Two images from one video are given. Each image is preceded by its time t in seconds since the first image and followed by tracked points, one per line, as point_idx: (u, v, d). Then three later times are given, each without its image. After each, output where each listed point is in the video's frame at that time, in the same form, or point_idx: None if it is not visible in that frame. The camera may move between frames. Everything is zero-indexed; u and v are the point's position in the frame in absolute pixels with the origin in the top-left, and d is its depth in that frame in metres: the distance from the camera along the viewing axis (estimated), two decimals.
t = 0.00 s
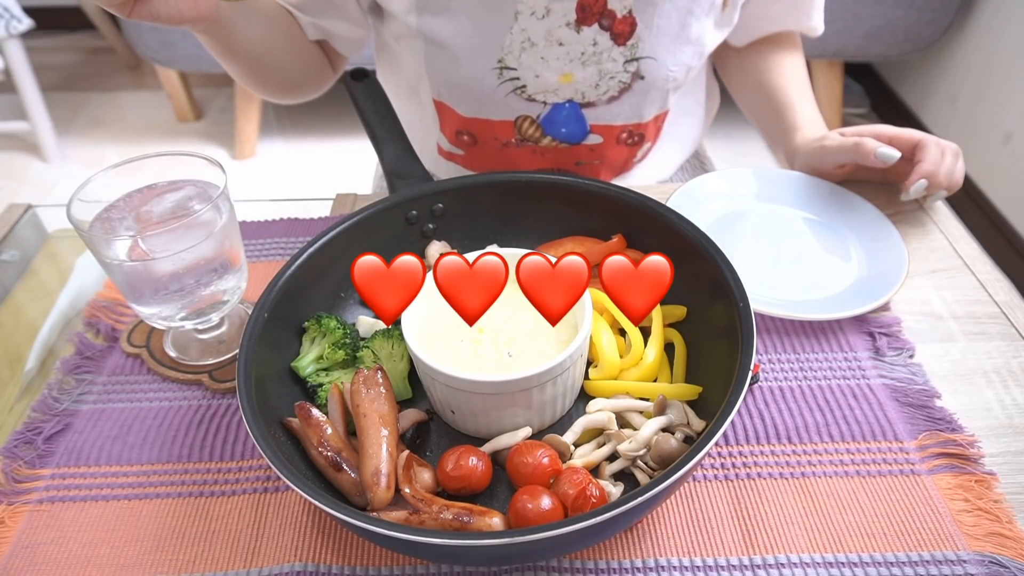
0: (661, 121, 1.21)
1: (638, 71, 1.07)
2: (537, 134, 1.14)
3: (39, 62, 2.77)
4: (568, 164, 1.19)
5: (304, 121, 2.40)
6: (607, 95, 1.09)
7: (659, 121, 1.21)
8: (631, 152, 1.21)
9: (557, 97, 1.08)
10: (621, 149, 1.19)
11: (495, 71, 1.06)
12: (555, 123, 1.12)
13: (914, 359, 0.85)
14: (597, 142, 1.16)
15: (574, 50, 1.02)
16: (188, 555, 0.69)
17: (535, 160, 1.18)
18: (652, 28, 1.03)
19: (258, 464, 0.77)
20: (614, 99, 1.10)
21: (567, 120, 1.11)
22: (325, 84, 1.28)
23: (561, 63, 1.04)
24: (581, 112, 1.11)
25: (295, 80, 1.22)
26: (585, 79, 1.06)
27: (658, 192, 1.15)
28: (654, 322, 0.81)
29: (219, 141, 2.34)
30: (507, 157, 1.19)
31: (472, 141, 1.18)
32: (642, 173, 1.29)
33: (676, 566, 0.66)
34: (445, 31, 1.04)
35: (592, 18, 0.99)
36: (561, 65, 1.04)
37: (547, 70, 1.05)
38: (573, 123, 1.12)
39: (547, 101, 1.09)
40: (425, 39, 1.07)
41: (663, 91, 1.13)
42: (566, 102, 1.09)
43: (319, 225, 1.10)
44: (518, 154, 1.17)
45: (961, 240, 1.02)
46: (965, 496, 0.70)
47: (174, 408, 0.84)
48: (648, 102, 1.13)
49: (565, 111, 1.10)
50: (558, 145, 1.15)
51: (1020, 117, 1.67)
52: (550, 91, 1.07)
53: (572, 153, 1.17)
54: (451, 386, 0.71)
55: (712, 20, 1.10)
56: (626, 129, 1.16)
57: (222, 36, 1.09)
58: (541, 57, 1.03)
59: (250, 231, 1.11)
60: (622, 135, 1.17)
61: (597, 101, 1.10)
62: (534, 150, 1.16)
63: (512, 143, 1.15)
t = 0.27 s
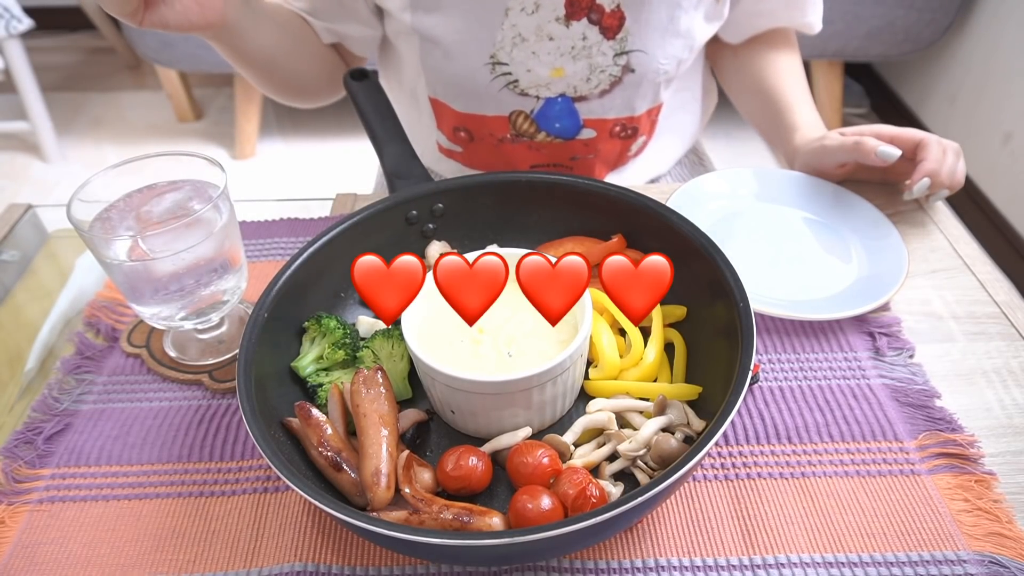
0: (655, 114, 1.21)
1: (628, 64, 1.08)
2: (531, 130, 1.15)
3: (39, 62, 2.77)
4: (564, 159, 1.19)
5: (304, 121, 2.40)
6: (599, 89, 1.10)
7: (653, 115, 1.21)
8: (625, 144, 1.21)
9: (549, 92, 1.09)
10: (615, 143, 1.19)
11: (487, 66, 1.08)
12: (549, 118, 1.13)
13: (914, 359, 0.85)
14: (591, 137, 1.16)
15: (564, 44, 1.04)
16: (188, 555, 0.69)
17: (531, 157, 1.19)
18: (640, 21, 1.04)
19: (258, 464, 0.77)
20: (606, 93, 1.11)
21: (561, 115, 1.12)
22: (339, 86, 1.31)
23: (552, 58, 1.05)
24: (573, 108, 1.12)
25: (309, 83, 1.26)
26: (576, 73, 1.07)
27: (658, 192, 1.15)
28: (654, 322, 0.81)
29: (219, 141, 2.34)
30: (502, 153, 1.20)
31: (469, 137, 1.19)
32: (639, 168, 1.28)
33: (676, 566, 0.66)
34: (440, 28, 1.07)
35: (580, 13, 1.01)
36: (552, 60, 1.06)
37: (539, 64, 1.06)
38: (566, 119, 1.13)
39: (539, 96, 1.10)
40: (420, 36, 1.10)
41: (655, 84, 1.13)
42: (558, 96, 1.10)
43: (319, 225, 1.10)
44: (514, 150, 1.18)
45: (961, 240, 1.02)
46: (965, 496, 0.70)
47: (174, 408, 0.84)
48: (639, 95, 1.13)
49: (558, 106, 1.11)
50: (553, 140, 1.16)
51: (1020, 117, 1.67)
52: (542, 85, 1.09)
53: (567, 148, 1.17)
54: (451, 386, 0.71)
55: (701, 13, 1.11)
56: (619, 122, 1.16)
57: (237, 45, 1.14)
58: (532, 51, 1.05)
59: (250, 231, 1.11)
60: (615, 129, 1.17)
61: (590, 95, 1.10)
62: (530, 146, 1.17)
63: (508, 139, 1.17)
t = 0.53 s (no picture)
0: (651, 112, 1.21)
1: (623, 64, 1.08)
2: (529, 129, 1.15)
3: (39, 62, 2.77)
4: (561, 159, 1.20)
5: (304, 121, 2.40)
6: (594, 89, 1.10)
7: (649, 112, 1.20)
8: (621, 142, 1.21)
9: (545, 91, 1.10)
10: (612, 142, 1.19)
11: (483, 67, 1.09)
12: (545, 118, 1.13)
13: (914, 359, 0.85)
14: (588, 135, 1.16)
15: (559, 45, 1.04)
16: (188, 555, 0.69)
17: (528, 156, 1.19)
18: (635, 22, 1.04)
19: (258, 464, 0.77)
20: (601, 92, 1.11)
21: (558, 114, 1.12)
22: (344, 89, 1.32)
23: (547, 58, 1.06)
24: (569, 107, 1.12)
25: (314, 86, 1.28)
26: (571, 73, 1.07)
27: (658, 192, 1.15)
28: (654, 322, 0.81)
29: (219, 141, 2.34)
30: (501, 153, 1.20)
31: (467, 138, 1.20)
32: (636, 165, 1.29)
33: (676, 566, 0.66)
34: (437, 29, 1.07)
35: (574, 14, 1.02)
36: (547, 60, 1.06)
37: (534, 64, 1.07)
38: (562, 118, 1.13)
39: (535, 95, 1.11)
40: (418, 38, 1.10)
41: (650, 83, 1.12)
42: (554, 96, 1.10)
43: (319, 225, 1.11)
44: (512, 149, 1.18)
45: (961, 240, 1.02)
46: (965, 497, 0.70)
47: (174, 408, 0.84)
48: (635, 94, 1.13)
49: (554, 106, 1.11)
50: (549, 139, 1.16)
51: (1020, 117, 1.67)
52: (538, 85, 1.09)
53: (565, 148, 1.18)
54: (451, 386, 0.71)
55: (695, 13, 1.11)
56: (615, 120, 1.16)
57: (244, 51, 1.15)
58: (527, 52, 1.06)
59: (250, 231, 1.11)
60: (611, 128, 1.17)
61: (585, 94, 1.11)
62: (527, 146, 1.18)
63: (506, 138, 1.17)
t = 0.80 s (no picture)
0: (650, 111, 1.21)
1: (621, 64, 1.08)
2: (528, 129, 1.14)
3: (39, 62, 2.77)
4: (560, 159, 1.20)
5: (304, 121, 2.40)
6: (592, 89, 1.10)
7: (647, 112, 1.20)
8: (620, 142, 1.21)
9: (543, 92, 1.10)
10: (611, 141, 1.19)
11: (481, 68, 1.08)
12: (544, 118, 1.13)
13: (914, 359, 0.85)
14: (586, 136, 1.16)
15: (556, 45, 1.04)
16: (188, 555, 0.69)
17: (527, 157, 1.19)
18: (631, 21, 1.04)
19: (258, 464, 0.77)
20: (598, 93, 1.11)
21: (555, 115, 1.12)
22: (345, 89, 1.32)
23: (544, 58, 1.06)
24: (568, 107, 1.11)
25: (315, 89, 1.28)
26: (569, 73, 1.07)
27: (658, 193, 1.15)
28: (655, 322, 0.81)
29: (219, 141, 2.34)
30: (500, 153, 1.20)
31: (467, 138, 1.20)
32: (635, 164, 1.29)
33: (676, 566, 0.66)
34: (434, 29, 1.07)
35: (571, 14, 1.02)
36: (545, 60, 1.06)
37: (532, 65, 1.07)
38: (561, 118, 1.13)
39: (534, 95, 1.10)
40: (416, 40, 1.11)
41: (647, 83, 1.12)
42: (552, 96, 1.10)
43: (319, 225, 1.10)
44: (511, 150, 1.18)
45: (961, 240, 1.02)
46: (965, 497, 0.70)
47: (174, 408, 0.84)
48: (633, 94, 1.13)
49: (553, 106, 1.11)
50: (548, 140, 1.16)
51: (1020, 118, 1.67)
52: (536, 85, 1.09)
53: (563, 148, 1.17)
54: (451, 386, 0.71)
55: (692, 12, 1.11)
56: (614, 120, 1.16)
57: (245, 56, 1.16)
58: (525, 52, 1.06)
59: (250, 231, 1.11)
60: (610, 128, 1.17)
61: (583, 94, 1.11)
62: (526, 146, 1.17)
63: (505, 138, 1.17)
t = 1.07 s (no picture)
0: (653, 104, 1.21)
1: (623, 51, 1.09)
2: (529, 118, 1.16)
3: (39, 62, 2.77)
4: (562, 149, 1.20)
5: (303, 121, 2.40)
6: (594, 77, 1.11)
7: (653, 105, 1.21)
8: (623, 134, 1.21)
9: (545, 80, 1.11)
10: (613, 132, 1.19)
11: (483, 55, 1.10)
12: (546, 107, 1.14)
13: (913, 359, 0.85)
14: (589, 125, 1.17)
15: (558, 32, 1.05)
16: (188, 555, 0.69)
17: (530, 147, 1.20)
18: (634, 7, 1.05)
19: (258, 463, 0.77)
20: (602, 81, 1.12)
21: (558, 103, 1.13)
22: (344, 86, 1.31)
23: (547, 45, 1.07)
24: (570, 95, 1.13)
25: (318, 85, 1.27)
26: (571, 60, 1.09)
27: (658, 192, 1.15)
28: (655, 322, 0.81)
29: (219, 141, 2.33)
30: (501, 145, 1.21)
31: (467, 130, 1.20)
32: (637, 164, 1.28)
33: (675, 566, 0.66)
34: (436, 16, 1.08)
35: (574, 0, 1.03)
36: (547, 47, 1.07)
37: (534, 52, 1.08)
38: (563, 107, 1.14)
39: (536, 83, 1.12)
40: (417, 27, 1.11)
41: (651, 71, 1.13)
42: (555, 84, 1.11)
43: (319, 225, 1.11)
44: (513, 140, 1.19)
45: (961, 240, 1.02)
46: (965, 496, 0.70)
47: (174, 408, 0.84)
48: (636, 83, 1.14)
49: (555, 94, 1.13)
50: (550, 129, 1.17)
51: (1020, 118, 1.67)
52: (538, 73, 1.11)
53: (565, 138, 1.18)
54: (451, 386, 0.71)
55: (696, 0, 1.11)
56: (615, 110, 1.16)
57: (245, 43, 1.15)
58: (527, 40, 1.07)
59: (250, 231, 1.11)
60: (612, 118, 1.18)
61: (585, 83, 1.12)
62: (528, 135, 1.19)
63: (507, 128, 1.18)
